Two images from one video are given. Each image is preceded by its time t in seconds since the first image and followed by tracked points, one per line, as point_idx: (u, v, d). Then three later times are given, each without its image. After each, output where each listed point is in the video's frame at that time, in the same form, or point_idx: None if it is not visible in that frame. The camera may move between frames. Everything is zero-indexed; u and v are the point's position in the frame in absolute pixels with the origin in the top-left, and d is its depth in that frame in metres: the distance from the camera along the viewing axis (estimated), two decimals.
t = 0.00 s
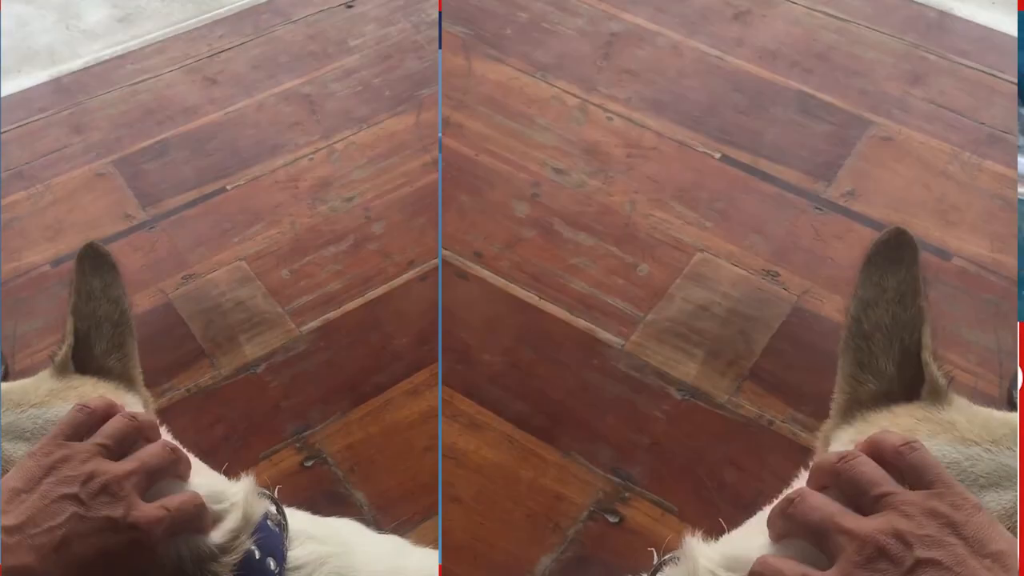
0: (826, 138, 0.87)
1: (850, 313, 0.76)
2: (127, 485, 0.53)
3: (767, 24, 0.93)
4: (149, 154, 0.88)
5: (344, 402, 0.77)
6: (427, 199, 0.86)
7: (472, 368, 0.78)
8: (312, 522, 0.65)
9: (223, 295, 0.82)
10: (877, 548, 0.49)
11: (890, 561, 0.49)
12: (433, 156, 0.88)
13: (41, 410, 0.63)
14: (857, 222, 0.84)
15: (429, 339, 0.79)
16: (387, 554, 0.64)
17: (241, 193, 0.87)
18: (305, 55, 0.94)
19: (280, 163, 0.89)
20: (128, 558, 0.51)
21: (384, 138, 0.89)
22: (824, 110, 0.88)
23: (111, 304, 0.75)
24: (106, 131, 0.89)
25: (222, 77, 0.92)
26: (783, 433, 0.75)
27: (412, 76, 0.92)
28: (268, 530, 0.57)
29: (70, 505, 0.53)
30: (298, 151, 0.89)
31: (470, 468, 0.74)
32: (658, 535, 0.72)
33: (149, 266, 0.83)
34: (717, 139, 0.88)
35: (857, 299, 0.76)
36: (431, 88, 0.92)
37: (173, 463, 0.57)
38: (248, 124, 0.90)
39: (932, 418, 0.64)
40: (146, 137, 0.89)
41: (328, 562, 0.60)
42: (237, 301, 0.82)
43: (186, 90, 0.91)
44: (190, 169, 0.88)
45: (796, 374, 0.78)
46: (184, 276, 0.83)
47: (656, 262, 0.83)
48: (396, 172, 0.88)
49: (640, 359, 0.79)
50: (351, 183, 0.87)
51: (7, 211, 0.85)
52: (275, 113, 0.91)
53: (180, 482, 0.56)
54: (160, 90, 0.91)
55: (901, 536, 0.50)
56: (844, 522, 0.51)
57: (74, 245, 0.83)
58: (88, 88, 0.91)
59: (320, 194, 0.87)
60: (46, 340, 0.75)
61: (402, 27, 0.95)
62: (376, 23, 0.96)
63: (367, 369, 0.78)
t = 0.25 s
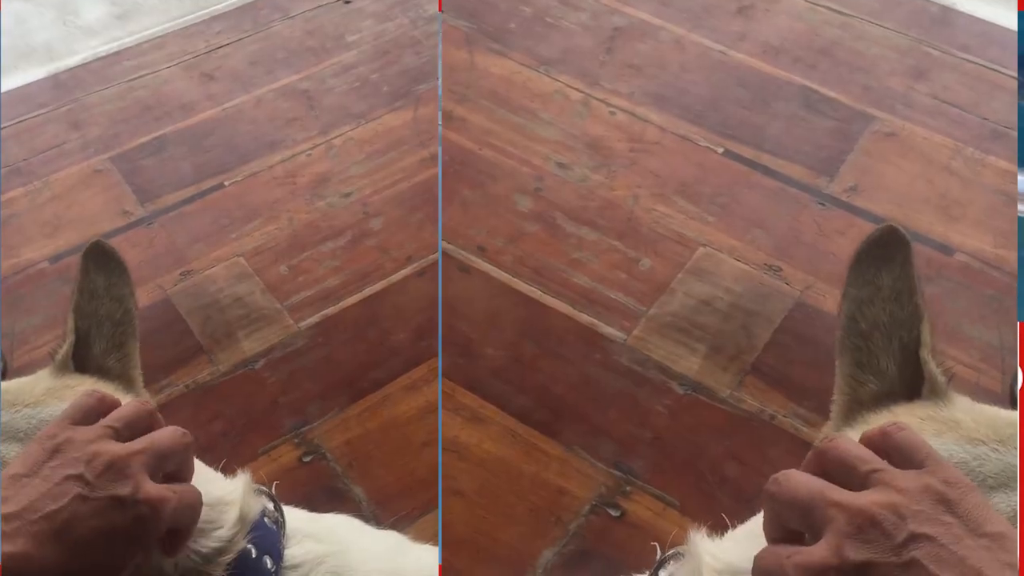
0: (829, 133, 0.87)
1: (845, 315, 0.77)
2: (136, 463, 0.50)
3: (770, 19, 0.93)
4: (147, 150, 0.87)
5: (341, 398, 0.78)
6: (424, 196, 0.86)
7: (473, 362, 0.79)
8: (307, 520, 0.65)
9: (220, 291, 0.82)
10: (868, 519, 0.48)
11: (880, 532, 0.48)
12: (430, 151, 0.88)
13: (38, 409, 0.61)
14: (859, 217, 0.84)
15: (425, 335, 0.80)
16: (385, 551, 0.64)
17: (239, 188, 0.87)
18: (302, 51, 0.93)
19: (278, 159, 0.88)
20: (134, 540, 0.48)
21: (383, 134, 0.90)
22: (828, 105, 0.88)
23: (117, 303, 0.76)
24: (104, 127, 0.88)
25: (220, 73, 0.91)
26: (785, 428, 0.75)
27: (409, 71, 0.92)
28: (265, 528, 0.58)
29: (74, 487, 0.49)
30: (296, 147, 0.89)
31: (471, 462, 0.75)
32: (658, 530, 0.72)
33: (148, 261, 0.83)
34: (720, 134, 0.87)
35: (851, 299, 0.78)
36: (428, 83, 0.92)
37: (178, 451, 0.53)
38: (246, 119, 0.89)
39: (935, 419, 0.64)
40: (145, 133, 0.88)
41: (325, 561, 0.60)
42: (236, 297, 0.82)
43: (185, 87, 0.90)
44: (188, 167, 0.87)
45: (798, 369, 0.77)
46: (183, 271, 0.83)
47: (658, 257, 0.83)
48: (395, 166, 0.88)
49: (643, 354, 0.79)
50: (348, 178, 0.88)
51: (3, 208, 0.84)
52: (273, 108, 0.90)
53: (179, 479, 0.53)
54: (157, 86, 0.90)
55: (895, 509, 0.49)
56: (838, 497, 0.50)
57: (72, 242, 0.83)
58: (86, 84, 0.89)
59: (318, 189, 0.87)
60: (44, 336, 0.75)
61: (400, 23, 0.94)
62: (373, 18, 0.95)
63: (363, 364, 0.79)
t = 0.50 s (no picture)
0: (832, 129, 0.87)
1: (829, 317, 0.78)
2: (123, 465, 0.55)
3: (775, 14, 0.92)
4: (144, 147, 0.87)
5: (340, 393, 0.78)
6: (420, 191, 0.86)
7: (475, 356, 0.79)
8: (305, 518, 0.66)
9: (217, 288, 0.82)
10: (881, 523, 0.55)
11: (897, 535, 0.55)
12: (427, 147, 0.88)
13: (38, 409, 0.65)
14: (862, 212, 0.84)
15: (423, 330, 0.80)
16: (382, 552, 0.65)
17: (236, 184, 0.86)
18: (298, 47, 0.92)
19: (275, 156, 0.88)
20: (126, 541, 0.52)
21: (378, 131, 0.89)
22: (831, 101, 0.88)
23: (126, 304, 0.80)
24: (102, 124, 0.88)
25: (217, 69, 0.91)
26: (788, 423, 0.75)
27: (406, 67, 0.92)
28: (267, 527, 0.59)
29: (65, 486, 0.55)
30: (292, 144, 0.88)
31: (471, 456, 0.75)
32: (661, 524, 0.72)
33: (146, 257, 0.83)
34: (723, 129, 0.88)
35: (836, 301, 0.79)
36: (425, 79, 0.91)
37: (169, 444, 0.60)
38: (243, 117, 0.89)
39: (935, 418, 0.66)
40: (143, 130, 0.88)
41: (326, 557, 0.61)
42: (233, 293, 0.82)
43: (180, 83, 0.90)
44: (185, 163, 0.87)
45: (803, 365, 0.77)
46: (179, 268, 0.83)
47: (661, 251, 0.83)
48: (395, 161, 0.87)
49: (646, 349, 0.79)
50: (344, 174, 0.87)
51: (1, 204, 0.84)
52: (270, 105, 0.90)
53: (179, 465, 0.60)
54: (154, 83, 0.89)
55: (908, 512, 0.56)
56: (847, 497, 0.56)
57: (69, 239, 0.83)
58: (81, 80, 0.89)
59: (315, 186, 0.87)
60: (40, 334, 0.76)
61: (396, 19, 0.93)
62: (370, 14, 0.94)
63: (361, 359, 0.79)
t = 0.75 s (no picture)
0: (836, 125, 0.87)
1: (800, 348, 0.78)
2: (115, 456, 0.62)
3: (780, 9, 0.92)
4: (141, 143, 0.87)
5: (338, 389, 0.79)
6: (417, 187, 0.86)
7: (480, 350, 0.79)
8: (300, 518, 0.69)
9: (215, 284, 0.83)
10: (892, 508, 0.58)
11: (906, 519, 0.57)
12: (424, 142, 0.88)
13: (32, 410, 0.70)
14: (868, 209, 0.84)
15: (421, 325, 0.80)
16: (377, 551, 0.67)
17: (234, 181, 0.86)
18: (295, 42, 0.92)
19: (272, 152, 0.88)
20: (111, 528, 0.58)
21: (376, 126, 0.89)
22: (836, 96, 0.88)
23: (150, 321, 0.81)
24: (98, 121, 0.87)
25: (213, 65, 0.90)
26: (791, 419, 0.76)
27: (403, 62, 0.91)
28: (261, 529, 0.64)
29: (57, 476, 0.61)
30: (290, 140, 0.88)
31: (473, 451, 0.75)
32: (663, 520, 0.73)
33: (142, 254, 0.83)
34: (728, 124, 0.88)
35: (798, 321, 0.79)
36: (421, 74, 0.91)
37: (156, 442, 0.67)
38: (240, 113, 0.88)
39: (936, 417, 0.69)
40: (140, 127, 0.87)
41: (319, 559, 0.64)
42: (231, 290, 0.82)
43: (177, 79, 0.89)
44: (182, 159, 0.86)
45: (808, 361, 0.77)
46: (177, 266, 0.83)
47: (664, 246, 0.83)
48: (391, 156, 0.87)
49: (650, 344, 0.79)
50: (341, 170, 0.87)
51: None
52: (267, 101, 0.89)
53: (162, 466, 0.66)
54: (149, 78, 0.89)
55: (919, 498, 0.58)
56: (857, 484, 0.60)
57: (66, 235, 0.83)
58: (77, 76, 0.88)
59: (313, 181, 0.87)
60: (37, 330, 0.79)
61: (393, 14, 0.93)
62: (367, 10, 0.93)
63: (359, 354, 0.80)
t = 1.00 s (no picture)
0: (842, 119, 0.87)
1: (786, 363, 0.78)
2: (123, 460, 0.62)
3: (786, 3, 0.92)
4: (137, 139, 0.87)
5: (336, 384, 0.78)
6: (415, 181, 0.86)
7: (483, 344, 0.79)
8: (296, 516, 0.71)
9: (212, 280, 0.82)
10: (882, 517, 0.57)
11: (896, 528, 0.57)
12: (422, 137, 0.88)
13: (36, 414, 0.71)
14: (873, 205, 0.84)
15: (418, 321, 0.80)
16: (374, 549, 0.69)
17: (231, 176, 0.86)
18: (291, 37, 0.91)
19: (269, 147, 0.87)
20: (117, 538, 0.59)
21: (373, 120, 0.88)
22: (841, 91, 0.88)
23: (162, 329, 0.81)
24: (95, 117, 0.87)
25: (210, 60, 0.90)
26: (793, 414, 0.76)
27: (400, 56, 0.91)
28: (257, 526, 0.68)
29: (64, 480, 0.61)
30: (287, 135, 0.88)
31: (474, 446, 0.76)
32: (666, 515, 0.73)
33: (140, 251, 0.83)
34: (732, 119, 0.87)
35: (783, 334, 0.79)
36: (418, 69, 0.90)
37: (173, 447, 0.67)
38: (237, 108, 0.88)
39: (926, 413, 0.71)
40: (135, 122, 0.87)
41: (317, 556, 0.68)
42: (228, 286, 0.82)
43: (173, 74, 0.89)
44: (179, 155, 0.86)
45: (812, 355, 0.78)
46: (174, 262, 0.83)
47: (668, 241, 0.83)
48: (388, 152, 0.87)
49: (654, 339, 0.79)
50: (340, 165, 0.87)
51: None
52: (264, 96, 0.89)
53: (168, 476, 0.66)
54: (145, 73, 0.88)
55: (907, 505, 0.58)
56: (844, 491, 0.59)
57: (64, 231, 0.84)
58: (74, 72, 0.88)
59: (310, 176, 0.86)
60: (35, 328, 0.80)
61: (389, 9, 0.92)
62: (364, 5, 0.92)
63: (356, 350, 0.79)
